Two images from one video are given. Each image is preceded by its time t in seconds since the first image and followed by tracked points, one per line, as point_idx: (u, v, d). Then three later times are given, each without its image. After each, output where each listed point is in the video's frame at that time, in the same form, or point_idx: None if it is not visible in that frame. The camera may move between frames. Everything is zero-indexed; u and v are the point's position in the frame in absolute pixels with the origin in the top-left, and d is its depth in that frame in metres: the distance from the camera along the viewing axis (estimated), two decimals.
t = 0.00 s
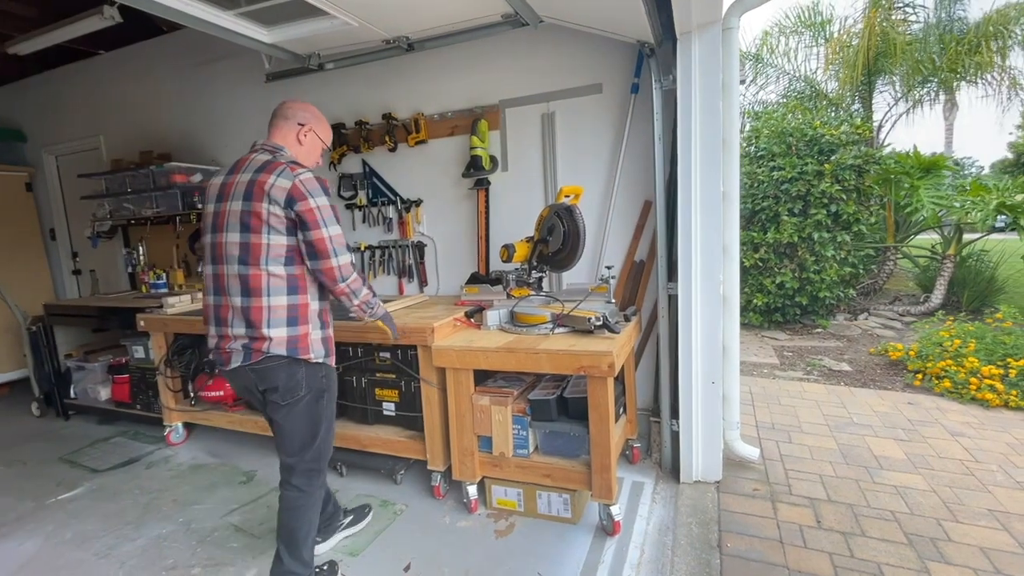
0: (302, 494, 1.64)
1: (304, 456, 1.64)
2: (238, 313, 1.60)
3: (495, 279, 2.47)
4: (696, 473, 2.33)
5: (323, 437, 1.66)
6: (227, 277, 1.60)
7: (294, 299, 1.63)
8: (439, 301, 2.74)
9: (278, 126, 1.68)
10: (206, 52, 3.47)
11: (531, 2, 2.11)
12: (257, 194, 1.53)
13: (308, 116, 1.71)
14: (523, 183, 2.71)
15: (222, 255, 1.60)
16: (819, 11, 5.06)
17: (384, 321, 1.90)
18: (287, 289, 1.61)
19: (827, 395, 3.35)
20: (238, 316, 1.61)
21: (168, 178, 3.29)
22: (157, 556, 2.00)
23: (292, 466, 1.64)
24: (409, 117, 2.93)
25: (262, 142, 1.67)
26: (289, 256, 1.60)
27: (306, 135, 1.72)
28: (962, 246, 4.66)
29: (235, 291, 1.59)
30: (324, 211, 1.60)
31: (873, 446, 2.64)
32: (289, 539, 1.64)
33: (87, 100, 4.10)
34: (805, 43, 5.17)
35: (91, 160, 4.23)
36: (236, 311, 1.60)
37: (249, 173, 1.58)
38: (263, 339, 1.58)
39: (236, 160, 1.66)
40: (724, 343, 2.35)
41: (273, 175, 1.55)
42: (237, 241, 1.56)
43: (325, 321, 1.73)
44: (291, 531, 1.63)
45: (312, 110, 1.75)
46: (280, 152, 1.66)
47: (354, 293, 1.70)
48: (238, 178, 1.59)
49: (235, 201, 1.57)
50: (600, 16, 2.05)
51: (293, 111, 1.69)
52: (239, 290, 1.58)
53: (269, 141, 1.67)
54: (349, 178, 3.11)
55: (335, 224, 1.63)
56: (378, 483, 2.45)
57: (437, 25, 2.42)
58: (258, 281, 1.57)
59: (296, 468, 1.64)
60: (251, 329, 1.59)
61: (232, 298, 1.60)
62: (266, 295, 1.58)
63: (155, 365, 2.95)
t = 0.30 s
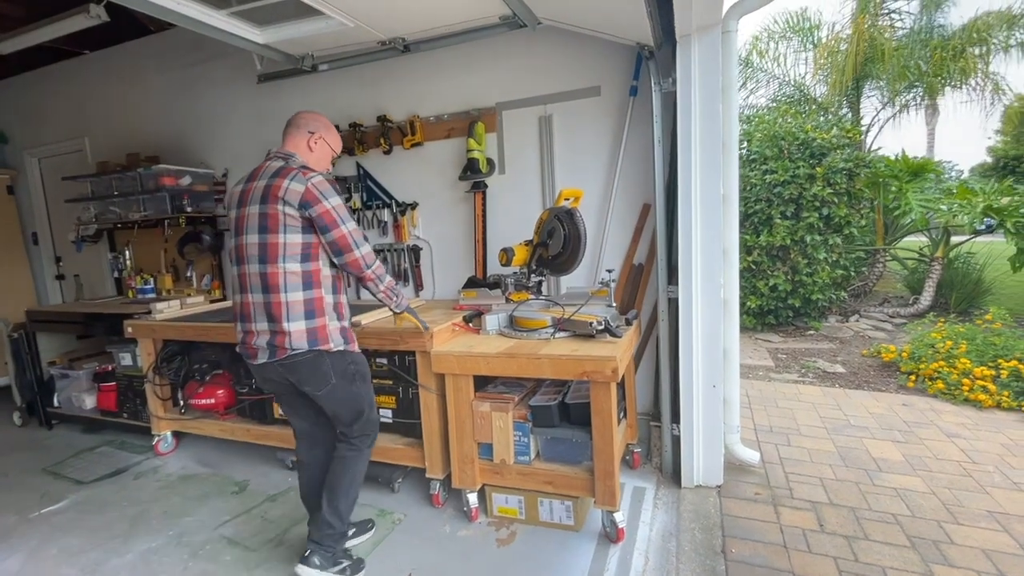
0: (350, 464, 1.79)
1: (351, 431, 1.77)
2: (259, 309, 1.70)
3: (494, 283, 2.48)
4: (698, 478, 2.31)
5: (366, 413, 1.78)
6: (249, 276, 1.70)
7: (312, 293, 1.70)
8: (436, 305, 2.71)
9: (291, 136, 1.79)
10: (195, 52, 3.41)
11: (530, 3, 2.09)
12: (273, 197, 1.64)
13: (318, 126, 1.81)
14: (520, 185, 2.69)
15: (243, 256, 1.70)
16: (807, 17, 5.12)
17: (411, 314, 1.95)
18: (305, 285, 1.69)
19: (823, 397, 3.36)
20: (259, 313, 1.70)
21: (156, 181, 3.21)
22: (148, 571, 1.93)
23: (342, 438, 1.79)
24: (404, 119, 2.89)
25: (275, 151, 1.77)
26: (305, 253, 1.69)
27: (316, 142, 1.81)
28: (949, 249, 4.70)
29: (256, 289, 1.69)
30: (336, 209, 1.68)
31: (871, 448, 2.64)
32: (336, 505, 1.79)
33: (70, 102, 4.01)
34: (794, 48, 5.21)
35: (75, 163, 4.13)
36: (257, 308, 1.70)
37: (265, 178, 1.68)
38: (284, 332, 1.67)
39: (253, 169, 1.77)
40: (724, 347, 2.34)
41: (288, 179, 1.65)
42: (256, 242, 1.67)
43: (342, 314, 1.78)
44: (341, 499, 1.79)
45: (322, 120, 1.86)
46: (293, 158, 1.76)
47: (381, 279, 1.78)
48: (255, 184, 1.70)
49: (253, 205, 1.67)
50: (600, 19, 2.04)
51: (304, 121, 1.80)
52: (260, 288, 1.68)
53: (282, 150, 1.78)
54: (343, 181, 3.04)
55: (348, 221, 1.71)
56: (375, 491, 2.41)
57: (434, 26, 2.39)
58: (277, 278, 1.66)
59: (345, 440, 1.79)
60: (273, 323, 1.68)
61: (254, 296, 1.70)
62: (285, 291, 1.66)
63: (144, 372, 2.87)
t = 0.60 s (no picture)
0: (384, 453, 1.87)
1: (373, 425, 1.82)
2: (278, 309, 1.74)
3: (498, 287, 2.49)
4: (703, 481, 2.32)
5: (383, 407, 1.83)
6: (269, 278, 1.75)
7: (327, 292, 1.73)
8: (439, 310, 2.69)
9: (311, 143, 1.83)
10: (191, 54, 3.37)
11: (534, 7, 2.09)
12: (290, 201, 1.70)
13: (336, 134, 1.85)
14: (523, 188, 2.68)
15: (263, 258, 1.76)
16: (799, 22, 5.19)
17: (414, 318, 1.99)
18: (321, 284, 1.73)
19: (821, 398, 3.39)
20: (278, 312, 1.75)
21: (151, 184, 3.15)
22: None
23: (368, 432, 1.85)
24: (405, 122, 2.88)
25: (294, 159, 1.82)
26: (321, 255, 1.73)
27: (335, 150, 1.85)
28: (940, 251, 4.77)
29: (275, 290, 1.74)
30: (350, 211, 1.72)
31: (872, 449, 2.67)
32: (392, 489, 1.91)
33: (60, 104, 3.94)
34: (786, 53, 5.27)
35: (65, 165, 4.06)
36: (276, 307, 1.74)
37: (282, 184, 1.74)
38: (302, 330, 1.71)
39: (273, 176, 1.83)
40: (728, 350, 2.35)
41: (304, 183, 1.70)
42: (274, 244, 1.72)
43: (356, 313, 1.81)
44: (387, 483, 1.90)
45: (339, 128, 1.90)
46: (311, 165, 1.80)
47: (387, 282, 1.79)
48: (274, 190, 1.76)
49: (272, 210, 1.73)
50: (604, 23, 2.04)
51: (324, 129, 1.84)
52: (279, 289, 1.73)
53: (301, 157, 1.82)
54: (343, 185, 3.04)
55: (361, 223, 1.75)
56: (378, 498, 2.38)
57: (437, 29, 2.39)
58: (294, 279, 1.71)
59: (370, 434, 1.85)
60: (291, 322, 1.72)
61: (273, 296, 1.75)
62: (301, 291, 1.71)
63: (140, 378, 2.81)
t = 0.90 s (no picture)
0: (387, 454, 1.87)
1: (379, 424, 1.82)
2: (287, 309, 1.76)
3: (501, 288, 2.49)
4: (706, 480, 2.33)
5: (389, 406, 1.82)
6: (278, 278, 1.77)
7: (333, 292, 1.74)
8: (442, 310, 2.69)
9: (320, 147, 1.85)
10: (190, 54, 3.36)
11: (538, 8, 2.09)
12: (297, 202, 1.71)
13: (346, 138, 1.87)
14: (525, 189, 2.69)
15: (273, 259, 1.78)
16: (795, 24, 5.22)
17: (419, 318, 2.00)
18: (328, 284, 1.74)
19: (821, 398, 3.40)
20: (287, 312, 1.76)
21: (150, 184, 3.14)
22: None
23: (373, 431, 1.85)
24: (406, 123, 2.88)
25: (303, 161, 1.84)
26: (328, 255, 1.74)
27: (344, 153, 1.87)
28: (936, 251, 4.81)
29: (284, 289, 1.75)
30: (356, 211, 1.73)
31: (872, 448, 2.69)
32: (396, 490, 1.91)
33: (57, 103, 3.92)
34: (783, 55, 5.31)
35: (62, 166, 4.04)
36: (285, 307, 1.76)
37: (291, 186, 1.76)
38: (309, 328, 1.72)
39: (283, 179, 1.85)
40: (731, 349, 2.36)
41: (311, 185, 1.72)
42: (283, 245, 1.74)
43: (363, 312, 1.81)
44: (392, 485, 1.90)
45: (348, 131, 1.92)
46: (319, 168, 1.82)
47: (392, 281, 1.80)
48: (283, 192, 1.78)
49: (280, 211, 1.75)
50: (608, 25, 2.05)
51: (333, 133, 1.86)
52: (287, 288, 1.74)
53: (311, 159, 1.84)
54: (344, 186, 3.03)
55: (367, 223, 1.76)
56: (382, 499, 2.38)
57: (440, 30, 2.39)
58: (302, 278, 1.72)
59: (376, 434, 1.84)
60: (299, 321, 1.73)
61: (282, 296, 1.77)
62: (309, 290, 1.72)
63: (140, 379, 2.80)
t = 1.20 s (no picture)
0: (363, 460, 1.81)
1: (355, 429, 1.78)
2: (271, 300, 1.76)
3: (502, 286, 2.50)
4: (706, 479, 2.33)
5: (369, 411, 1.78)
6: (266, 270, 1.78)
7: (316, 285, 1.72)
8: (442, 309, 2.70)
9: (323, 148, 1.85)
10: (192, 53, 3.36)
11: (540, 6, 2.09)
12: (291, 196, 1.73)
13: (349, 138, 1.87)
14: (525, 188, 2.69)
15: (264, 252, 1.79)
16: (797, 23, 5.21)
17: (419, 315, 2.00)
18: (311, 278, 1.72)
19: (821, 397, 3.40)
20: (271, 303, 1.77)
21: (151, 182, 3.14)
22: None
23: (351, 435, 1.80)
24: (407, 121, 2.88)
25: (306, 160, 1.85)
26: (315, 249, 1.73)
27: (347, 155, 1.86)
28: (937, 251, 4.80)
29: (271, 281, 1.76)
30: (349, 207, 1.73)
31: (872, 447, 2.69)
32: (369, 502, 1.84)
33: (59, 102, 3.93)
34: (784, 54, 5.29)
35: (63, 164, 4.04)
36: (270, 299, 1.77)
37: (289, 181, 1.78)
38: (288, 321, 1.71)
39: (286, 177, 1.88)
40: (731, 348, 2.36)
41: (307, 180, 1.73)
42: (273, 238, 1.75)
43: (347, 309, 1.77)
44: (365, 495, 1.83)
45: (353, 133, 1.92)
46: (319, 168, 1.81)
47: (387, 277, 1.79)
48: (282, 187, 1.80)
49: (276, 205, 1.77)
50: (610, 23, 2.05)
51: (336, 134, 1.87)
52: (273, 280, 1.75)
53: (313, 158, 1.85)
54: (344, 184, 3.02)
55: (358, 219, 1.74)
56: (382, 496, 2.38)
57: (441, 29, 2.39)
58: (287, 271, 1.72)
59: (353, 438, 1.80)
60: (280, 313, 1.73)
61: (268, 288, 1.77)
62: (292, 283, 1.71)
63: (141, 377, 2.80)
